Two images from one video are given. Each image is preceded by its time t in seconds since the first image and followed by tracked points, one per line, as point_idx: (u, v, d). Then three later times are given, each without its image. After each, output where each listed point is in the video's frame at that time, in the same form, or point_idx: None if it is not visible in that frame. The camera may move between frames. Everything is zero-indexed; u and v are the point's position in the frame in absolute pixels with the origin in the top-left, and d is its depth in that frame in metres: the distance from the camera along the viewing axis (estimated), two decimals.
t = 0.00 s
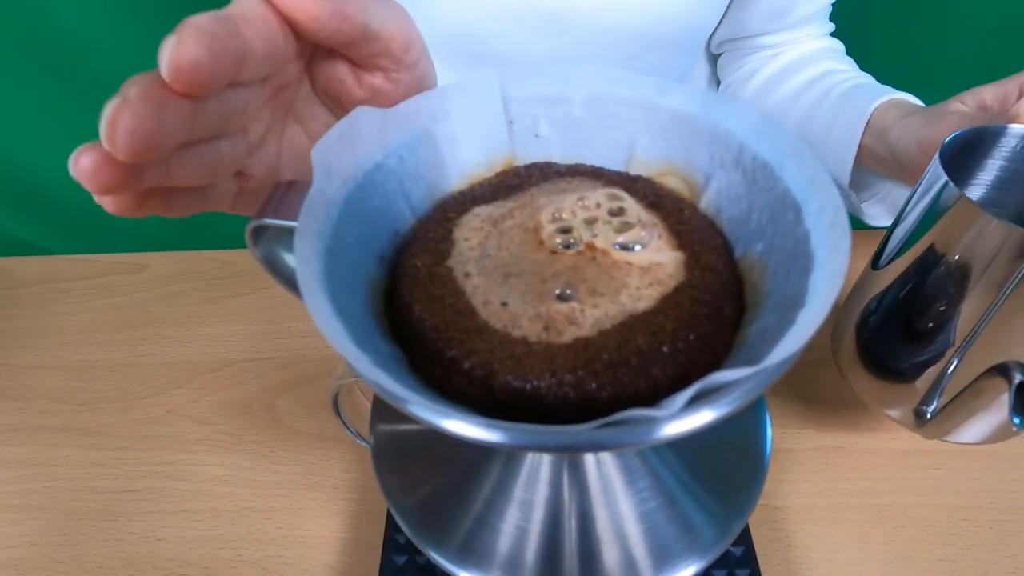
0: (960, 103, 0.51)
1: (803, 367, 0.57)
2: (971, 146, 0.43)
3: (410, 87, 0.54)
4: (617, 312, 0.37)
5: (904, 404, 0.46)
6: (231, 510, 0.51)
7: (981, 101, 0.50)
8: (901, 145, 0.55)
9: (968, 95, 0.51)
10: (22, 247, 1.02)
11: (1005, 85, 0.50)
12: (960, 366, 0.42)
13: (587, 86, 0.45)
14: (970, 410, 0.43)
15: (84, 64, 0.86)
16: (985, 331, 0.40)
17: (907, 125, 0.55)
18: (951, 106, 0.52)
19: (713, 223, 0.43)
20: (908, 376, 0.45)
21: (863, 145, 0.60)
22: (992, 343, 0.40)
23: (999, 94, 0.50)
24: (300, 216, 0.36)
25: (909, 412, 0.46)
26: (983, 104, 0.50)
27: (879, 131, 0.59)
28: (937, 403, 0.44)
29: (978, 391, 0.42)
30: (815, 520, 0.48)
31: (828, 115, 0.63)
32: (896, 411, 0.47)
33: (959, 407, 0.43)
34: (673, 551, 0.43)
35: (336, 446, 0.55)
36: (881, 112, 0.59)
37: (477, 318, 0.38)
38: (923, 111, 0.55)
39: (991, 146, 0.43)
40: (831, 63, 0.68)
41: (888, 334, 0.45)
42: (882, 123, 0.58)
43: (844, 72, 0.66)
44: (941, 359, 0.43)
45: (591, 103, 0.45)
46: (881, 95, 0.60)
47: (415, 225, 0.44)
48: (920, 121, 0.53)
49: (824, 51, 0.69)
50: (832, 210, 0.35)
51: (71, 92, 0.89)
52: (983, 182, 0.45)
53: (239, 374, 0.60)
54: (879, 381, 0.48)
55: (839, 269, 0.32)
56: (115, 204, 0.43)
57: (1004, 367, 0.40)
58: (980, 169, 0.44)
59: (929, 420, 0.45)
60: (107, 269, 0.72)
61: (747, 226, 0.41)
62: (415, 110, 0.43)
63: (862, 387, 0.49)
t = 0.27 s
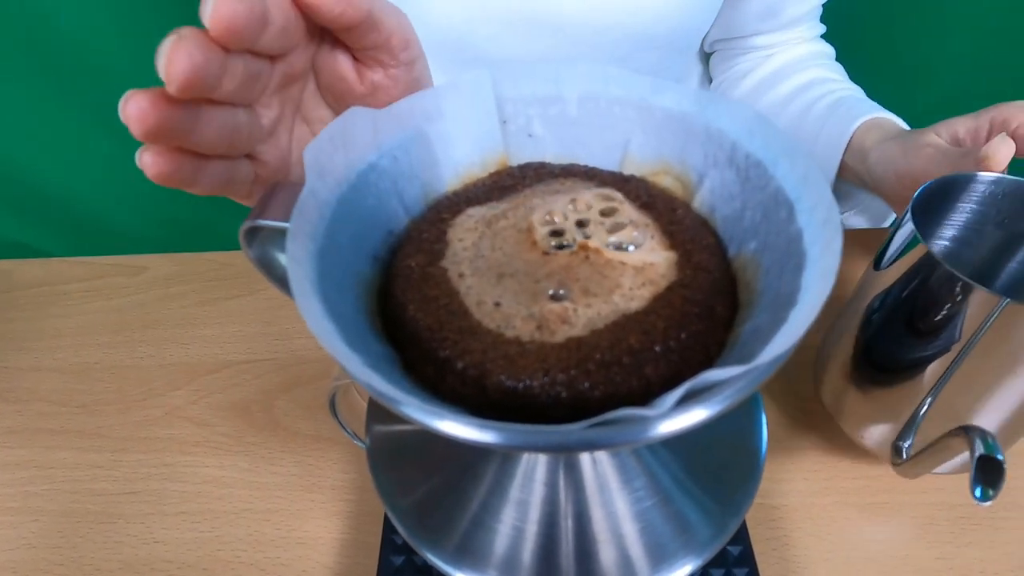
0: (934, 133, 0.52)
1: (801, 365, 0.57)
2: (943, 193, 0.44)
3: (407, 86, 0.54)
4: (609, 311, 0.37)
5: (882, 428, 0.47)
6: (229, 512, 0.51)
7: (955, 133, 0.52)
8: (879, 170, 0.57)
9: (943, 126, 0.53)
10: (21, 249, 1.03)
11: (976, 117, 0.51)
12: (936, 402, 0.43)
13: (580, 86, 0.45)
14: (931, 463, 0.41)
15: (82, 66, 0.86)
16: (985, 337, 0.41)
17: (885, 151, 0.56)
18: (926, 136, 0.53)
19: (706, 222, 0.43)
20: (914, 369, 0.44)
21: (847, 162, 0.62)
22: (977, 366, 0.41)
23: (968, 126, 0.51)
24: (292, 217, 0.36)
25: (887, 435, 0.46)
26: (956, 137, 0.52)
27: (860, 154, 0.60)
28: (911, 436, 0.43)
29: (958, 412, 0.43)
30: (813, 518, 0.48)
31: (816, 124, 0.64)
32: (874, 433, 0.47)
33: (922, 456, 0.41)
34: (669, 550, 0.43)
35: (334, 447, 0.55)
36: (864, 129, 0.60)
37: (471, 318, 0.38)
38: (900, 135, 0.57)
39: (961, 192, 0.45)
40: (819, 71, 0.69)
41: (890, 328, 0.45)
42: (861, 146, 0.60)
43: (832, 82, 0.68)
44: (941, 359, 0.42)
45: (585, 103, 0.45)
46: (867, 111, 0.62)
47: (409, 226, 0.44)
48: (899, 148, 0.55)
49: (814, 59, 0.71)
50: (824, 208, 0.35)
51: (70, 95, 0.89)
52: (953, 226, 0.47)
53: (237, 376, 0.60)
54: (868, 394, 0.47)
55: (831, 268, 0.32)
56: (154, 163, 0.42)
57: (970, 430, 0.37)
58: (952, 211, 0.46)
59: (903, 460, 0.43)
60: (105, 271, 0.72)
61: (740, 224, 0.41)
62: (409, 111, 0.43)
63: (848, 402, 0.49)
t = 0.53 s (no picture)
0: (922, 149, 0.53)
1: (793, 363, 0.57)
2: (935, 218, 0.45)
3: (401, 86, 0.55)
4: (593, 309, 0.37)
5: (883, 435, 0.46)
6: (223, 514, 0.51)
7: (942, 148, 0.52)
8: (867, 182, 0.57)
9: (929, 141, 0.53)
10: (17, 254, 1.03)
11: (961, 134, 0.51)
12: (925, 424, 0.43)
13: (565, 85, 0.45)
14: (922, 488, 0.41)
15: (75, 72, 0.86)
16: (989, 344, 0.40)
17: (873, 164, 0.57)
18: (912, 152, 0.53)
19: (691, 218, 0.43)
20: (919, 370, 0.43)
21: (836, 168, 0.62)
22: (980, 372, 0.41)
23: (954, 142, 0.51)
24: (276, 217, 0.36)
25: (888, 441, 0.46)
26: (944, 153, 0.52)
27: (849, 164, 0.61)
28: (901, 455, 0.44)
29: (956, 417, 0.43)
30: (806, 514, 0.48)
31: (805, 129, 0.65)
32: (872, 439, 0.46)
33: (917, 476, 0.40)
34: (659, 545, 0.43)
35: (328, 448, 0.55)
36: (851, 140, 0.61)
37: (456, 317, 0.38)
38: (888, 148, 0.57)
39: (952, 217, 0.45)
40: (811, 74, 0.70)
41: (895, 329, 0.44)
42: (852, 157, 0.60)
43: (823, 87, 0.68)
44: (946, 361, 0.42)
45: (569, 101, 0.45)
46: (856, 120, 0.62)
47: (396, 225, 0.44)
48: (887, 162, 0.55)
49: (807, 61, 0.71)
50: (804, 203, 0.35)
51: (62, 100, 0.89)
52: (943, 249, 0.48)
53: (231, 378, 0.60)
54: (867, 398, 0.46)
55: (811, 262, 0.32)
56: (244, 164, 0.49)
57: (958, 464, 0.37)
58: (943, 234, 0.47)
59: (894, 482, 0.43)
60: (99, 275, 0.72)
61: (724, 221, 0.41)
62: (393, 111, 0.43)
63: (850, 408, 0.47)
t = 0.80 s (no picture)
0: (916, 158, 0.52)
1: (789, 361, 0.57)
2: (929, 231, 0.46)
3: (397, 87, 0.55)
4: (584, 307, 0.38)
5: (886, 437, 0.45)
6: (221, 516, 0.51)
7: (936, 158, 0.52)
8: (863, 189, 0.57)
9: (923, 150, 0.52)
10: (17, 259, 1.03)
11: (956, 143, 0.51)
12: (923, 434, 0.43)
13: (557, 84, 0.45)
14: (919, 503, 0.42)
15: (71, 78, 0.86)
16: (989, 353, 0.39)
17: (869, 171, 0.57)
18: (906, 160, 0.53)
19: (683, 217, 0.44)
20: (922, 372, 0.42)
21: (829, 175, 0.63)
22: (981, 380, 0.40)
23: (949, 152, 0.51)
24: (268, 219, 0.36)
25: (889, 448, 0.45)
26: (937, 163, 0.51)
27: (844, 170, 0.60)
28: (900, 466, 0.44)
29: (959, 421, 0.42)
30: (803, 514, 0.48)
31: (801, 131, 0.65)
32: (875, 443, 0.46)
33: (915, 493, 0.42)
34: (654, 542, 0.43)
35: (326, 450, 0.55)
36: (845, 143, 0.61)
37: (449, 317, 0.38)
38: (882, 155, 0.57)
39: (946, 229, 0.46)
40: (809, 79, 0.70)
41: (900, 329, 0.42)
42: (847, 163, 0.60)
43: (820, 91, 0.68)
44: (948, 365, 0.40)
45: (562, 102, 0.45)
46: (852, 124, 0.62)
47: (390, 226, 0.45)
48: (882, 171, 0.55)
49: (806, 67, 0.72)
50: (794, 201, 0.35)
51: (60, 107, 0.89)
52: (938, 262, 0.48)
53: (229, 380, 0.60)
54: (862, 404, 0.46)
55: (801, 260, 0.33)
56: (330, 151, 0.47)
57: (956, 485, 0.38)
58: (937, 247, 0.47)
59: (894, 495, 0.43)
60: (97, 278, 0.72)
61: (716, 219, 0.41)
62: (386, 112, 0.44)
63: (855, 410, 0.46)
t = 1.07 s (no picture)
0: (915, 166, 0.54)
1: (789, 363, 0.57)
2: (922, 241, 0.47)
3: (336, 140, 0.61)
4: (587, 309, 0.38)
5: (887, 444, 0.45)
6: (222, 517, 0.51)
7: (935, 165, 0.54)
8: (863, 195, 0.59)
9: (922, 158, 0.54)
10: (19, 259, 1.03)
11: (954, 151, 0.53)
12: (923, 444, 0.43)
13: (560, 86, 0.45)
14: (919, 513, 0.42)
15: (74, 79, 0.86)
16: (984, 363, 0.39)
17: (868, 179, 0.58)
18: (906, 168, 0.54)
19: (685, 218, 0.44)
20: (924, 373, 0.41)
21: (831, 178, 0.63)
22: (979, 388, 0.40)
23: (947, 159, 0.53)
24: (272, 220, 0.36)
25: (890, 457, 0.45)
26: (936, 170, 0.53)
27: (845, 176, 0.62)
28: (901, 477, 0.44)
29: (958, 430, 0.42)
30: (804, 515, 0.48)
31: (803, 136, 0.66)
32: (877, 450, 0.46)
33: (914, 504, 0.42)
34: (656, 542, 0.43)
35: (328, 451, 0.55)
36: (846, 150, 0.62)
37: (453, 318, 0.38)
38: (883, 161, 0.58)
39: (938, 239, 0.48)
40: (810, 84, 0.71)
41: (901, 332, 0.42)
42: (847, 169, 0.61)
43: (821, 96, 0.69)
44: (949, 367, 0.40)
45: (565, 103, 0.45)
46: (852, 130, 0.63)
47: (393, 227, 0.45)
48: (883, 177, 0.56)
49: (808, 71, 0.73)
50: (797, 203, 0.35)
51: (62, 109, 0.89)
52: (933, 270, 0.50)
53: (230, 381, 0.61)
54: (861, 407, 0.46)
55: (803, 261, 0.33)
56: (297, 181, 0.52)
57: (950, 494, 0.38)
58: (931, 256, 0.49)
59: (896, 505, 0.43)
60: (98, 279, 0.72)
61: (718, 221, 0.41)
62: (390, 113, 0.44)
63: (859, 415, 0.46)
